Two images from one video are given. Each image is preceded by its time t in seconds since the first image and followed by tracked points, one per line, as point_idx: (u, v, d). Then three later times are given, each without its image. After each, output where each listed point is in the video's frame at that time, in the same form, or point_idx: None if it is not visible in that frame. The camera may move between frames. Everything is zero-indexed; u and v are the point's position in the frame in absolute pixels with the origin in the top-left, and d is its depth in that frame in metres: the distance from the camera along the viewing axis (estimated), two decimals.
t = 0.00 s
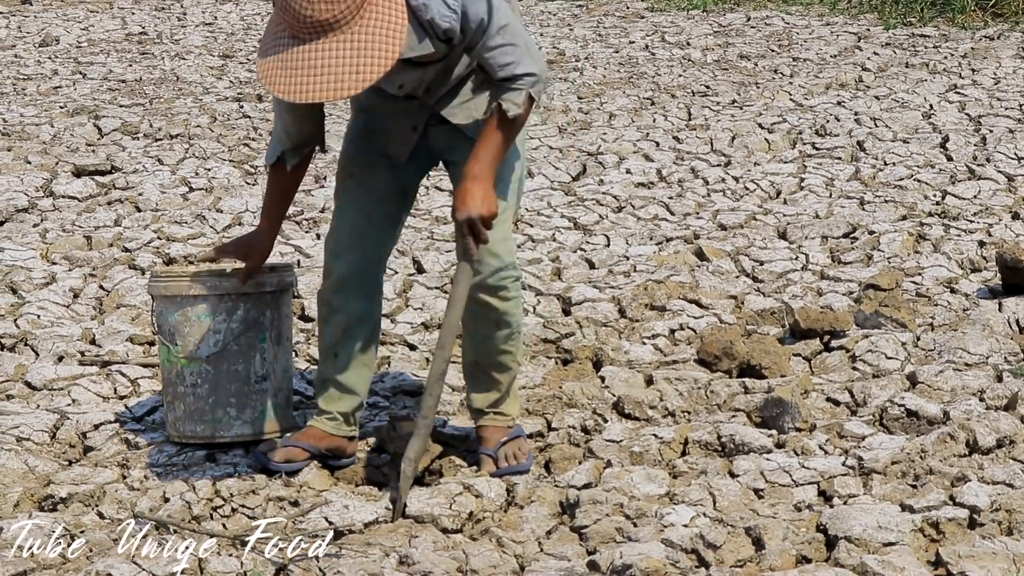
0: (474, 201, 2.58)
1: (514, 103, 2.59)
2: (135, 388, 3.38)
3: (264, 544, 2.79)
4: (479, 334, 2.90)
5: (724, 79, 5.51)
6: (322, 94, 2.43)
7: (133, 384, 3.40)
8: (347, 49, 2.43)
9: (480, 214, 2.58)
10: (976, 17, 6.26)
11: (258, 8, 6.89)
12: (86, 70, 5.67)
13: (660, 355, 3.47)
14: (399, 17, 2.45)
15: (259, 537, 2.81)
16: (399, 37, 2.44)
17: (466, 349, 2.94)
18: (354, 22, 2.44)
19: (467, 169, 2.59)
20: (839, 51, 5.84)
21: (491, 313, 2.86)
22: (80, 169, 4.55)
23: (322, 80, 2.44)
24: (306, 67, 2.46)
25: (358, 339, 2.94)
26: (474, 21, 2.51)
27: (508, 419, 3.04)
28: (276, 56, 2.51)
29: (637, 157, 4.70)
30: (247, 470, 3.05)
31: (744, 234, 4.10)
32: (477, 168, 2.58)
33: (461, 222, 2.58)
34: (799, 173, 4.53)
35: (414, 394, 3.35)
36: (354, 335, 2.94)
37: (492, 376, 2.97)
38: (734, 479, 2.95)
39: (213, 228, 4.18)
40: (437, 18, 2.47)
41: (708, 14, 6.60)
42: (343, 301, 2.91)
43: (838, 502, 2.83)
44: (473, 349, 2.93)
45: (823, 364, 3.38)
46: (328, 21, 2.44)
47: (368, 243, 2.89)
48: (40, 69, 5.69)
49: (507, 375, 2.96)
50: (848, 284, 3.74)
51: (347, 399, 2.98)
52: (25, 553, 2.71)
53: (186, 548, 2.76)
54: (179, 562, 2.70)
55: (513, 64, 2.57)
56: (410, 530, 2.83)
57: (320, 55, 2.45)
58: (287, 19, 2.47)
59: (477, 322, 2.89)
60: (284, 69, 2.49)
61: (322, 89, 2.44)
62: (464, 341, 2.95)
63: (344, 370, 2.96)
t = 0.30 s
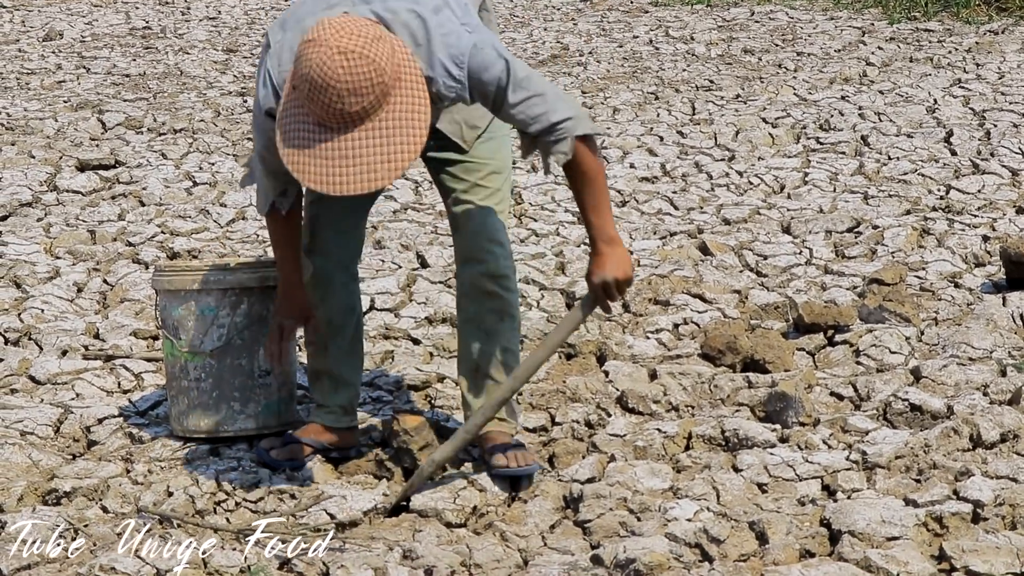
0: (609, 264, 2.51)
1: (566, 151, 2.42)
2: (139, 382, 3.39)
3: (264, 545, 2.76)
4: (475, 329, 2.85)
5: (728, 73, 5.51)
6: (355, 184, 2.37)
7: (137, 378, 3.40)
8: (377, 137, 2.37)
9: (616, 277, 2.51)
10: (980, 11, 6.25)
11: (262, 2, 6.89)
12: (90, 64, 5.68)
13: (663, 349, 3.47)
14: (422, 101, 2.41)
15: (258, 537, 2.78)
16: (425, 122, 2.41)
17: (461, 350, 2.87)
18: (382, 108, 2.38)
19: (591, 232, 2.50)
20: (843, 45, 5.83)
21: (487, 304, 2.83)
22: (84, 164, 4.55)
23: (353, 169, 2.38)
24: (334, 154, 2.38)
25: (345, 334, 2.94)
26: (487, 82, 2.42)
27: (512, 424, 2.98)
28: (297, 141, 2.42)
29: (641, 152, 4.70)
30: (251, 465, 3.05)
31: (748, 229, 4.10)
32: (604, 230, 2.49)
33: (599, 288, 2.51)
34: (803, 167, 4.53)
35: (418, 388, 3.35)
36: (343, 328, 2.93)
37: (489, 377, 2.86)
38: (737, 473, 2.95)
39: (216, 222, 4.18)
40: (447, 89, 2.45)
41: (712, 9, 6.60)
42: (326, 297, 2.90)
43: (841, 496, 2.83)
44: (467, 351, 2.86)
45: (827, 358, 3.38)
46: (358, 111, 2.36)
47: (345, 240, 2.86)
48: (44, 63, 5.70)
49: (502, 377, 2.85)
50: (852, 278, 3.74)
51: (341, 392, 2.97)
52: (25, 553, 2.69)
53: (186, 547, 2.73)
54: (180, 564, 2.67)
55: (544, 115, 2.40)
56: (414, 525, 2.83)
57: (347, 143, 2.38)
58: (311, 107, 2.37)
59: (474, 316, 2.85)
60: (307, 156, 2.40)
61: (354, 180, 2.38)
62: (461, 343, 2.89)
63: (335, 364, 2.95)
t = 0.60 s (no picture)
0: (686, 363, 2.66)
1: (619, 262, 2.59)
2: (142, 372, 3.39)
3: (264, 544, 2.73)
4: (493, 318, 2.97)
5: (731, 64, 5.51)
6: (432, 295, 2.42)
7: (140, 368, 3.40)
8: (454, 248, 2.41)
9: (695, 376, 2.66)
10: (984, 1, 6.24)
11: None
12: (93, 54, 5.67)
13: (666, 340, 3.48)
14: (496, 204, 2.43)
15: (259, 537, 2.75)
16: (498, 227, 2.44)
17: (476, 337, 3.00)
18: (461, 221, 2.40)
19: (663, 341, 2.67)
20: (846, 36, 5.83)
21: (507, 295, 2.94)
22: (86, 154, 4.55)
23: (431, 279, 2.42)
24: (412, 265, 2.41)
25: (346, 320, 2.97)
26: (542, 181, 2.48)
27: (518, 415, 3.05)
28: (372, 248, 2.42)
29: (644, 142, 4.69)
30: (253, 455, 3.06)
31: (751, 220, 4.10)
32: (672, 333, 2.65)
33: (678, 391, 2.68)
34: (807, 158, 4.53)
35: (420, 379, 3.35)
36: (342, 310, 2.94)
37: (502, 367, 2.99)
38: (740, 463, 2.95)
39: (219, 213, 4.17)
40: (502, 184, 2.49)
41: None
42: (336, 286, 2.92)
43: (843, 487, 2.83)
44: (481, 334, 2.99)
45: (830, 349, 3.38)
46: (441, 229, 2.38)
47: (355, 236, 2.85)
48: (46, 54, 5.69)
49: (515, 365, 2.99)
50: (855, 269, 3.74)
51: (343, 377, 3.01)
52: (25, 553, 2.66)
53: (185, 546, 2.69)
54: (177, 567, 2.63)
55: (590, 221, 2.52)
56: (417, 515, 2.83)
57: (425, 253, 2.41)
58: (393, 224, 2.37)
59: (494, 305, 2.97)
60: (385, 266, 2.42)
61: (430, 291, 2.42)
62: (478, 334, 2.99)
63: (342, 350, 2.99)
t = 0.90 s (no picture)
0: (687, 321, 2.66)
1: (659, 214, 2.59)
2: (143, 360, 3.39)
3: (264, 544, 2.69)
4: (499, 307, 2.97)
5: (733, 53, 5.50)
6: (461, 297, 2.45)
7: (141, 356, 3.40)
8: (483, 251, 2.44)
9: (693, 334, 2.67)
10: None
11: None
12: (94, 43, 5.67)
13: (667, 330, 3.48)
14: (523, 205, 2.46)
15: (258, 536, 2.71)
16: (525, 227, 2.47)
17: (482, 325, 2.99)
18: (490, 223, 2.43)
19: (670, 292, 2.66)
20: (849, 26, 5.82)
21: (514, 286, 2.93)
22: (88, 142, 4.55)
23: (459, 281, 2.45)
24: (440, 267, 2.44)
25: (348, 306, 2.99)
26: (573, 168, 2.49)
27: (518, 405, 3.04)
28: (400, 250, 2.44)
29: (646, 132, 4.69)
30: (254, 443, 3.06)
31: (753, 209, 4.10)
32: (684, 291, 2.65)
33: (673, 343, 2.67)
34: (809, 148, 4.53)
35: (421, 367, 3.35)
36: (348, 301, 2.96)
37: (505, 357, 2.99)
38: (741, 453, 2.95)
39: (220, 201, 4.17)
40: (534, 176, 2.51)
41: None
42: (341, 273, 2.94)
43: (844, 476, 2.83)
44: (486, 324, 2.99)
45: (831, 339, 3.38)
46: (471, 233, 2.40)
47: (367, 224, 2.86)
48: (47, 42, 5.69)
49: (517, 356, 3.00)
50: (856, 259, 3.74)
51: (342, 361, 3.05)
52: (25, 553, 2.63)
53: (185, 548, 2.64)
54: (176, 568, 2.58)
55: (631, 186, 2.51)
56: (417, 504, 2.83)
57: (454, 255, 2.44)
58: (423, 228, 2.39)
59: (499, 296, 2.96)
60: (414, 268, 2.44)
61: (459, 292, 2.45)
62: (483, 320, 2.99)
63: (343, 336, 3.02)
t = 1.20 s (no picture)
0: (693, 189, 2.60)
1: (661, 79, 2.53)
2: (146, 339, 3.39)
3: (263, 545, 2.62)
4: (502, 285, 2.98)
5: (737, 33, 5.49)
6: (453, 238, 2.39)
7: (144, 335, 3.40)
8: (477, 193, 2.39)
9: (699, 199, 2.60)
10: None
11: None
12: (97, 21, 5.66)
13: (671, 309, 3.48)
14: (521, 152, 2.42)
15: (258, 536, 2.64)
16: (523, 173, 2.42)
17: (484, 306, 2.99)
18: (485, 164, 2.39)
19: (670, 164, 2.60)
20: (853, 5, 5.81)
21: (515, 262, 2.94)
22: (91, 121, 4.54)
23: (452, 223, 2.40)
24: (432, 206, 2.40)
25: (348, 280, 3.00)
26: (582, 91, 2.46)
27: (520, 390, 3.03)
28: (393, 189, 2.42)
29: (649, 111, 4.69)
30: (258, 422, 3.06)
31: (756, 188, 4.09)
32: (682, 158, 2.58)
33: (686, 214, 2.61)
34: (813, 127, 4.52)
35: (425, 347, 3.35)
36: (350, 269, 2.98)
37: (507, 336, 2.98)
38: (744, 432, 2.95)
39: (223, 180, 4.17)
40: (544, 114, 2.48)
41: None
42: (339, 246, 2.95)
43: (848, 455, 2.83)
44: (489, 303, 2.99)
45: (835, 319, 3.38)
46: (464, 169, 2.37)
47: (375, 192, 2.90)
48: (50, 21, 5.68)
49: (519, 335, 2.98)
50: (860, 238, 3.74)
51: (339, 338, 3.05)
52: (25, 553, 2.52)
53: (185, 550, 2.57)
54: (177, 570, 2.51)
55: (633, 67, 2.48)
56: (421, 482, 2.83)
57: (447, 195, 2.40)
58: (415, 161, 2.37)
59: (503, 273, 2.97)
60: (406, 207, 2.41)
61: (451, 232, 2.40)
62: (485, 301, 2.99)
63: (338, 311, 3.02)
